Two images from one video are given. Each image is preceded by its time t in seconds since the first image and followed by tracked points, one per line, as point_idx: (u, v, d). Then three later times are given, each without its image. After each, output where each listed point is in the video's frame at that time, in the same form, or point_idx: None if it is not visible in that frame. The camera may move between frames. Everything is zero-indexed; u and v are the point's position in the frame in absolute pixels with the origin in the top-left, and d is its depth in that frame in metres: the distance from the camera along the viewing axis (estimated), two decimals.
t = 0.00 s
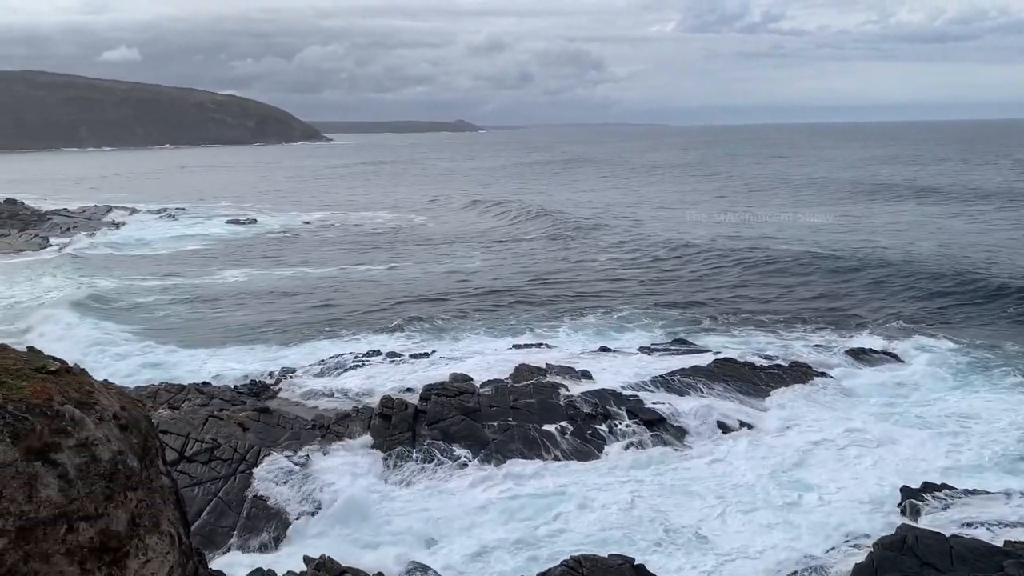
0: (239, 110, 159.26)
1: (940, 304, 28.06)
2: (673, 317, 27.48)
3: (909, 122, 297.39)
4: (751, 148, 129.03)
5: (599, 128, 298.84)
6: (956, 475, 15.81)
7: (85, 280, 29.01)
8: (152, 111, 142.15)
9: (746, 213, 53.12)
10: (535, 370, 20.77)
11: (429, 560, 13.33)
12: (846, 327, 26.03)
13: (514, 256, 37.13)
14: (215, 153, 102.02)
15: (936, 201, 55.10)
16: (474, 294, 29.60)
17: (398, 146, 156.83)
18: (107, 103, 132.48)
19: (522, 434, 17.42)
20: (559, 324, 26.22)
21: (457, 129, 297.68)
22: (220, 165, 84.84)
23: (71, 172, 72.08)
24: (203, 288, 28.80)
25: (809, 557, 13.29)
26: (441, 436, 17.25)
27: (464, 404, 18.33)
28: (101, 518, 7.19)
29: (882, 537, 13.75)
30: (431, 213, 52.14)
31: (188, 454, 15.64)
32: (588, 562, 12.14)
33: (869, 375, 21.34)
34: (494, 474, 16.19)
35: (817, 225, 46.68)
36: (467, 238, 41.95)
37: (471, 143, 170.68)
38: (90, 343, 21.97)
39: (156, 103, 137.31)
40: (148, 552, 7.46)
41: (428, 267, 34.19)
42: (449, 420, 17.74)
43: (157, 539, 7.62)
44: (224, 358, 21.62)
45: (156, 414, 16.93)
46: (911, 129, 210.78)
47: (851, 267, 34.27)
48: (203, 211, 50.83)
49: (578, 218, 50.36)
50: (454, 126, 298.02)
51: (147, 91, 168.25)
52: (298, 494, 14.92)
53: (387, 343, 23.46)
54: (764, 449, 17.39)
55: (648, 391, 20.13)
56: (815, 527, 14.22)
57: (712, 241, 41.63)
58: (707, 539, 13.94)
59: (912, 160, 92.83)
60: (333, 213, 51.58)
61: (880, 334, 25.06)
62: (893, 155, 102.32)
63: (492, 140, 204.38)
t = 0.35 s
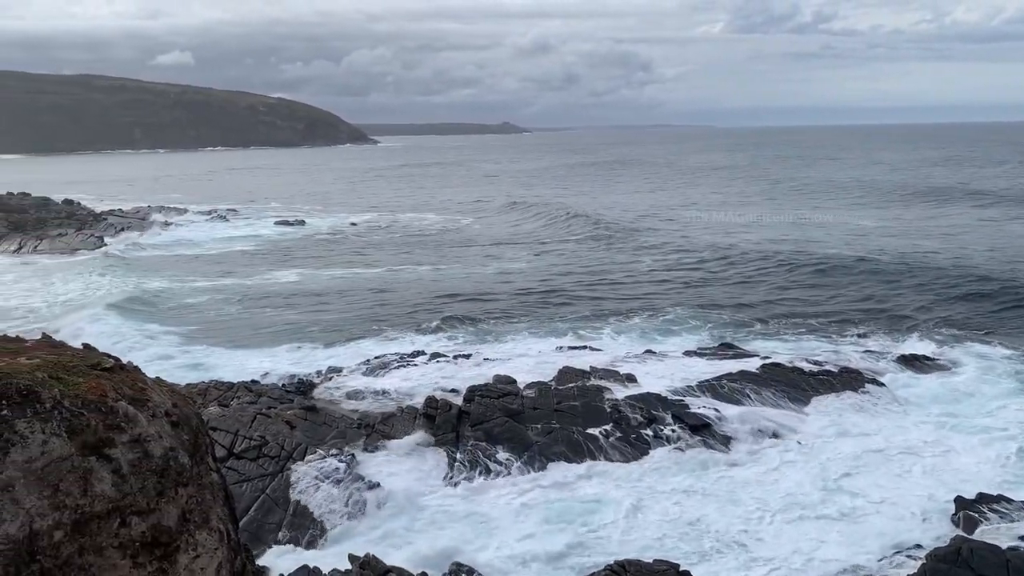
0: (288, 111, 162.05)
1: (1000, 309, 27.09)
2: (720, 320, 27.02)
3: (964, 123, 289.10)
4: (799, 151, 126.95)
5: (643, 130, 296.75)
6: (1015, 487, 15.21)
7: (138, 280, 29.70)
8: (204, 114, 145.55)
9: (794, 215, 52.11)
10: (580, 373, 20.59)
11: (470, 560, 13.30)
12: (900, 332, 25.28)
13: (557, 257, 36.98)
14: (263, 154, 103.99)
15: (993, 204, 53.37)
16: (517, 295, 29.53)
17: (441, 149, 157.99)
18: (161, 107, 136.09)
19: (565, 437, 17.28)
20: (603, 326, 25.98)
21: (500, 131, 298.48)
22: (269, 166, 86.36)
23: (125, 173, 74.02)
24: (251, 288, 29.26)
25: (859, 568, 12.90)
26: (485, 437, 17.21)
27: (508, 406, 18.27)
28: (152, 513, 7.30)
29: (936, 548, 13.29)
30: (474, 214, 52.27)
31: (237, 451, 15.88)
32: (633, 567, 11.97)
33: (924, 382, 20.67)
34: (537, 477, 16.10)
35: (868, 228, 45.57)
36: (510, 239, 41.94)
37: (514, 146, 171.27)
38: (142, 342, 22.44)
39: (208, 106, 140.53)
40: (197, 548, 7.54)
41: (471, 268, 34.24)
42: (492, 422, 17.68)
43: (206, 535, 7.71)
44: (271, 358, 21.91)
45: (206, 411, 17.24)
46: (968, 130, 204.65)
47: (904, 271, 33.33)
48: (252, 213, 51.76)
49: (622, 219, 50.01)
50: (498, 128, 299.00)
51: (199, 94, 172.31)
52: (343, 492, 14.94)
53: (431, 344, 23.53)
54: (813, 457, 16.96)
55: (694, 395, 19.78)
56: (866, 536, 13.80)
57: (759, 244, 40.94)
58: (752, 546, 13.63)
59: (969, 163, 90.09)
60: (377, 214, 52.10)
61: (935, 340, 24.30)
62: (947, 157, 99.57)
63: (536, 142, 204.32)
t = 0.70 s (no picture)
0: (329, 110, 163.69)
1: None
2: (763, 321, 26.53)
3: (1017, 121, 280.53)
4: (842, 150, 124.47)
5: (682, 129, 293.56)
6: None
7: (182, 277, 30.14)
8: (247, 115, 147.87)
9: (839, 215, 51.00)
10: (619, 373, 20.38)
11: (507, 558, 13.24)
12: (950, 335, 24.54)
13: (596, 256, 36.66)
14: (305, 153, 105.15)
15: None
16: (556, 294, 29.34)
17: (479, 148, 158.08)
18: (206, 107, 138.56)
19: (604, 437, 17.12)
20: (643, 326, 25.68)
21: (539, 129, 297.89)
22: (310, 166, 87.33)
23: (170, 172, 75.34)
24: (293, 286, 29.51)
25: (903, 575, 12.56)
26: (523, 436, 17.14)
27: (548, 405, 18.14)
28: (197, 507, 7.34)
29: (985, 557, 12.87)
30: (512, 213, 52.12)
31: (279, 446, 16.05)
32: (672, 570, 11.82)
33: (975, 386, 20.05)
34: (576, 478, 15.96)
35: (916, 229, 44.41)
36: (549, 238, 41.70)
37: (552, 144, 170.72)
38: (186, 338, 22.75)
39: (251, 105, 142.70)
40: (241, 542, 7.58)
41: (510, 267, 34.11)
42: (531, 421, 17.60)
43: (249, 528, 7.75)
44: (312, 355, 22.06)
45: (250, 407, 17.45)
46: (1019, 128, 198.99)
47: (955, 272, 32.40)
48: (294, 211, 52.28)
49: (662, 219, 49.45)
50: (538, 127, 298.44)
51: (243, 93, 175.00)
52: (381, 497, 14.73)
53: (470, 342, 23.49)
54: (858, 461, 16.55)
55: (736, 397, 19.44)
56: (911, 543, 13.43)
57: (803, 245, 40.15)
58: (793, 551, 13.36)
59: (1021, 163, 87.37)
60: (416, 212, 52.27)
61: (988, 343, 23.55)
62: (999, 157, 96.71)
63: (576, 141, 203.66)
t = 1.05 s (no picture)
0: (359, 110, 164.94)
1: None
2: (796, 323, 26.13)
3: None
4: (876, 150, 122.56)
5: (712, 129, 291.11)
6: None
7: (215, 276, 30.47)
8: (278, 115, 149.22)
9: (873, 217, 50.14)
10: (649, 375, 20.19)
11: (536, 559, 13.19)
12: (989, 339, 23.97)
13: (625, 257, 36.41)
14: (335, 153, 105.95)
15: None
16: (586, 295, 29.17)
17: (508, 148, 158.21)
18: (237, 108, 140.28)
19: (634, 439, 16.96)
20: (674, 328, 25.43)
21: (568, 130, 297.13)
22: (340, 166, 87.94)
23: (203, 172, 76.25)
24: (323, 286, 29.69)
25: None
26: (553, 437, 17.04)
27: (577, 407, 18.01)
28: (231, 504, 7.36)
29: None
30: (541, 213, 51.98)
31: (310, 444, 16.15)
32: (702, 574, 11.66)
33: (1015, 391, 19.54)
34: (604, 481, 15.83)
35: (953, 230, 43.50)
36: (578, 238, 41.50)
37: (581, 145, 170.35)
38: (219, 337, 22.97)
39: (283, 105, 144.25)
40: (273, 539, 7.60)
41: (539, 267, 34.04)
42: (560, 422, 17.49)
43: (282, 526, 7.76)
44: (342, 354, 22.16)
45: (282, 405, 17.58)
46: None
47: (994, 274, 31.65)
48: (324, 211, 52.70)
49: (692, 219, 48.99)
50: (567, 126, 297.68)
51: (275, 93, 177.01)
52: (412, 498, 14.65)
53: (499, 343, 23.44)
54: (894, 467, 16.20)
55: (769, 399, 19.14)
56: (948, 551, 13.10)
57: (836, 246, 39.52)
58: (825, 556, 13.12)
59: None
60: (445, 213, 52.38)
61: None
62: None
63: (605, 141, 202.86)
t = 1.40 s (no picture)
0: (392, 112, 166.32)
1: None
2: (832, 328, 25.66)
3: None
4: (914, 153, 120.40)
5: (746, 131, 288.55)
6: None
7: (250, 277, 30.83)
8: (312, 117, 150.83)
9: (911, 220, 49.18)
10: (683, 379, 19.96)
11: (570, 563, 13.05)
12: None
13: (658, 259, 36.12)
14: (368, 156, 106.81)
15: None
16: (617, 298, 28.98)
17: (539, 150, 158.20)
18: (272, 111, 142.26)
19: (667, 444, 16.74)
20: (707, 331, 25.14)
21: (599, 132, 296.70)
22: (372, 169, 88.65)
23: (239, 175, 77.36)
24: (357, 287, 29.89)
25: None
26: (585, 441, 16.90)
27: (609, 410, 17.85)
28: (267, 504, 7.35)
29: None
30: (572, 214, 51.83)
31: (343, 444, 16.20)
32: None
33: None
34: (638, 486, 15.65)
35: (994, 234, 42.45)
36: (610, 241, 41.28)
37: (613, 148, 169.67)
38: (254, 337, 23.20)
39: (316, 107, 145.92)
40: (308, 539, 7.58)
41: (571, 270, 33.94)
42: (592, 426, 17.35)
43: (317, 526, 7.74)
44: (375, 355, 22.24)
45: (315, 405, 17.67)
46: None
47: None
48: (357, 212, 53.13)
49: (725, 222, 48.50)
50: (598, 128, 297.18)
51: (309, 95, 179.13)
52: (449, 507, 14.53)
53: (532, 345, 23.37)
54: (933, 475, 15.79)
55: (805, 405, 18.77)
56: (990, 564, 12.70)
57: (873, 250, 38.81)
58: (861, 566, 12.81)
59: None
60: (476, 215, 52.50)
61: None
62: None
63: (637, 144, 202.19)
